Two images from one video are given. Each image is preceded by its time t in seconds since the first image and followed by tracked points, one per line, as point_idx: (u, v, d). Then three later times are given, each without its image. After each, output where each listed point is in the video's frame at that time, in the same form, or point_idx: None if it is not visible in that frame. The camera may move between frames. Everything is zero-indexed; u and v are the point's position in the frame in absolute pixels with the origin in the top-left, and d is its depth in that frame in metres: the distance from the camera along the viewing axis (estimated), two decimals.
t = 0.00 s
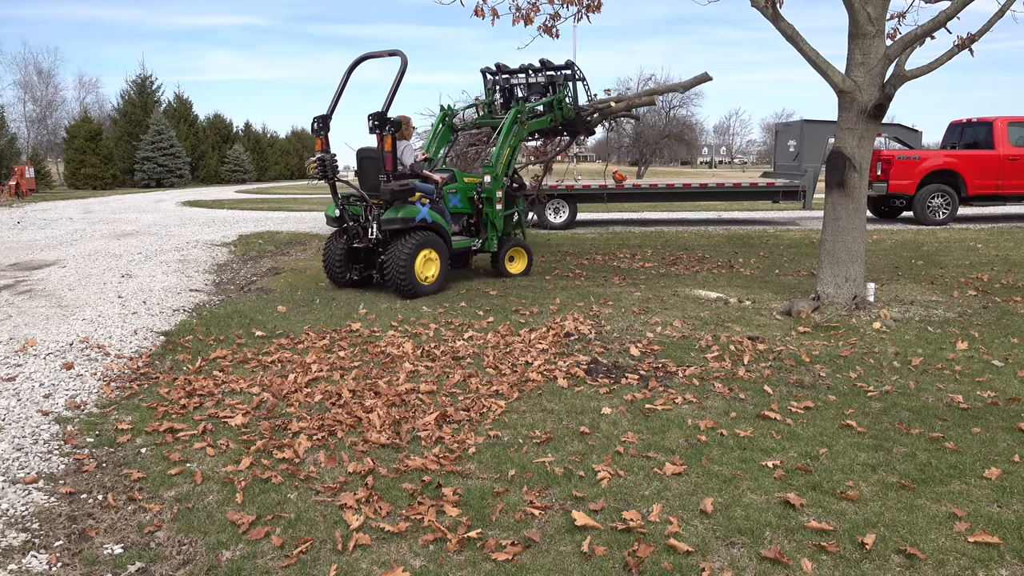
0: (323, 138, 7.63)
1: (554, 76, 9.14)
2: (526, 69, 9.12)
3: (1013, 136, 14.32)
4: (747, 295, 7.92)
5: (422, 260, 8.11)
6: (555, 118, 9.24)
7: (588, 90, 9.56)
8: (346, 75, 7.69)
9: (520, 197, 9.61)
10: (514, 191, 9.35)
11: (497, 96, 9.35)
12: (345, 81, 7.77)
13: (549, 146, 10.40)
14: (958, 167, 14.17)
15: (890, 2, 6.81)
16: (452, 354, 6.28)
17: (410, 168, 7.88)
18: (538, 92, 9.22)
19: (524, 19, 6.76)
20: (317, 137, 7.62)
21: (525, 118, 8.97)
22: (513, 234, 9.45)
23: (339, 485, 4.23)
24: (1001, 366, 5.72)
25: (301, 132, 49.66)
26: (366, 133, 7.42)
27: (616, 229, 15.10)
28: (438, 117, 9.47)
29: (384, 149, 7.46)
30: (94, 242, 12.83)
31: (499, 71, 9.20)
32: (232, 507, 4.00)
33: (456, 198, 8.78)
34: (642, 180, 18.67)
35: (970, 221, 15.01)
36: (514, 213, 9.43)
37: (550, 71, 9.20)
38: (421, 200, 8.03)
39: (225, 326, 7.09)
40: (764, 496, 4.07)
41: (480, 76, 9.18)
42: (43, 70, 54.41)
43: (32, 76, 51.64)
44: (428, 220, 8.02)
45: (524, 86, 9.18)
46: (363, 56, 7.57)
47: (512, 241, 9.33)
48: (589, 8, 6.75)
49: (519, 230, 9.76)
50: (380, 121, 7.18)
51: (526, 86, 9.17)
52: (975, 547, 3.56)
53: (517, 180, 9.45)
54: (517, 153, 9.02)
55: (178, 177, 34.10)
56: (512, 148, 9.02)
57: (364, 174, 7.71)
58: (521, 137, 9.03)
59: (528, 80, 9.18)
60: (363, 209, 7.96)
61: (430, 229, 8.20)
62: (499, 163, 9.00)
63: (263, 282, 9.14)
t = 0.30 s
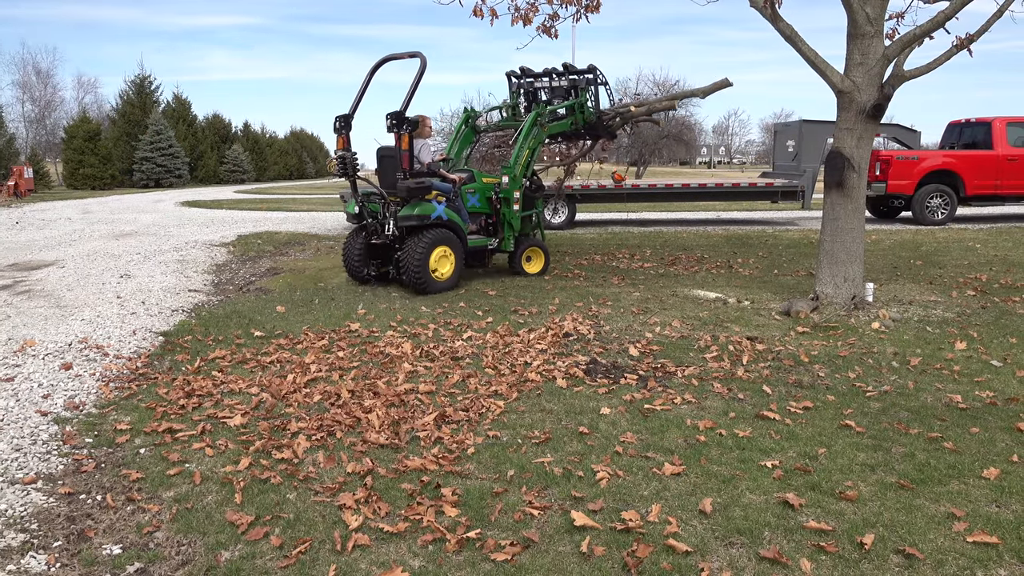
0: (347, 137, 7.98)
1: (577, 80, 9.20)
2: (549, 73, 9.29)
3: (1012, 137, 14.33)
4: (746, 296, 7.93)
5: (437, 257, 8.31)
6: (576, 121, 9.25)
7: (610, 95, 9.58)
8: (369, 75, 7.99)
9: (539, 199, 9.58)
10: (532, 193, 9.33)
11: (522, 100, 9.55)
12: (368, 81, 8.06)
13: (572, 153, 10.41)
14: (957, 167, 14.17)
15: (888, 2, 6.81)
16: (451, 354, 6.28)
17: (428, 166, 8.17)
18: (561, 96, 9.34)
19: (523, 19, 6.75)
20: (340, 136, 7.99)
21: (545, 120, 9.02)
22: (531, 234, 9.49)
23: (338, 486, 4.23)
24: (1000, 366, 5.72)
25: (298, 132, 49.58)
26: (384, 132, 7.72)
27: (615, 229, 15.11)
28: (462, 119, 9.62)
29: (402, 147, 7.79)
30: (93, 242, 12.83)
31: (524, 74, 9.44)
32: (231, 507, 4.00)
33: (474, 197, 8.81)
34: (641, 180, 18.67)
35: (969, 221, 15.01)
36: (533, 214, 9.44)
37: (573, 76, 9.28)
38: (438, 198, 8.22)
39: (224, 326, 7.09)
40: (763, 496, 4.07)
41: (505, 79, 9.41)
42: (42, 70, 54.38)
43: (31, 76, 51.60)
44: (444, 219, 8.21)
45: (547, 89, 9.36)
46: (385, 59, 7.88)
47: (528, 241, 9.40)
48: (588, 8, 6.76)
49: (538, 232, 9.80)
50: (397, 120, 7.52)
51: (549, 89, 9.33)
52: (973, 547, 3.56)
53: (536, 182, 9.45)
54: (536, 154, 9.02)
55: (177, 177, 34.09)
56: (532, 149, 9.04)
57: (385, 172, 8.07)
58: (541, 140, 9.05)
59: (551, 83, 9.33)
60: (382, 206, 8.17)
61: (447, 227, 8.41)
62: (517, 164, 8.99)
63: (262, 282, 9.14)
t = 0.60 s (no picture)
0: (365, 137, 8.16)
1: (594, 80, 9.22)
2: (568, 74, 9.33)
3: (1009, 137, 14.34)
4: (743, 295, 7.93)
5: (451, 255, 8.49)
6: (592, 122, 9.30)
7: (628, 96, 9.59)
8: (387, 77, 8.12)
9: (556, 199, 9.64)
10: (548, 193, 9.40)
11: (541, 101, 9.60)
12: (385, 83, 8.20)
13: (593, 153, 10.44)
14: (954, 167, 14.19)
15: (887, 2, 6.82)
16: (449, 354, 6.28)
17: (442, 165, 8.39)
18: (579, 97, 9.34)
19: (520, 19, 6.75)
20: (358, 137, 8.14)
21: (561, 120, 9.10)
22: (548, 233, 9.55)
23: (336, 486, 4.23)
24: (997, 365, 5.73)
25: (296, 132, 49.59)
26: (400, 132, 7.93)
27: (612, 229, 15.12)
28: (481, 120, 9.77)
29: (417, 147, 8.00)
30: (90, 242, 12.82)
31: (543, 76, 9.47)
32: (228, 508, 4.00)
33: (491, 196, 8.98)
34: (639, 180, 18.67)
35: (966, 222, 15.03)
36: (549, 213, 9.52)
37: (591, 77, 9.32)
38: (452, 197, 8.42)
39: (222, 327, 7.09)
40: (761, 495, 4.08)
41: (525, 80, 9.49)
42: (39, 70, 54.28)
43: (28, 76, 51.51)
44: (457, 216, 8.39)
45: (565, 90, 9.40)
46: (402, 60, 8.04)
47: (545, 239, 9.44)
48: (585, 8, 6.75)
49: (557, 231, 9.84)
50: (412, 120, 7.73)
51: (568, 90, 9.37)
52: (970, 546, 3.57)
53: (553, 182, 9.52)
54: (551, 155, 9.11)
55: (174, 177, 34.06)
56: (548, 149, 9.12)
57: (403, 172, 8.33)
58: (556, 139, 9.13)
59: (570, 85, 9.38)
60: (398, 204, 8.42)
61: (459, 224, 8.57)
62: (532, 163, 9.10)
63: (259, 282, 9.14)
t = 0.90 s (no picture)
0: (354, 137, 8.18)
1: (582, 81, 9.39)
2: (557, 76, 9.50)
3: (967, 137, 14.63)
4: (711, 294, 8.00)
5: (437, 252, 8.59)
6: (579, 123, 9.42)
7: (615, 97, 9.71)
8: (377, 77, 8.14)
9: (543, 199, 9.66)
10: (535, 192, 9.42)
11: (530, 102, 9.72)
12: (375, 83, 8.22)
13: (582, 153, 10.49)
14: (916, 167, 14.43)
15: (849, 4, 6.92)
16: (418, 355, 6.25)
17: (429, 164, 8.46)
18: (567, 98, 9.55)
19: (489, 19, 6.75)
20: (347, 136, 8.14)
21: (548, 120, 9.18)
22: (535, 231, 9.62)
23: (304, 489, 4.19)
24: (957, 360, 5.85)
25: (263, 133, 49.13)
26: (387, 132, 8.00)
27: (582, 229, 15.17)
28: (470, 120, 9.79)
29: (404, 146, 8.05)
30: (51, 245, 12.55)
31: (532, 77, 9.63)
32: (194, 513, 3.94)
33: (478, 196, 9.03)
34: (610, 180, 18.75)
35: (927, 220, 15.31)
36: (536, 213, 9.54)
37: (579, 78, 9.49)
38: (438, 195, 8.48)
39: (187, 329, 6.99)
40: (729, 492, 4.12)
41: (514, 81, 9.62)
42: None
43: None
44: (443, 215, 8.43)
45: (554, 91, 9.58)
46: (392, 61, 8.13)
47: (531, 238, 9.48)
48: (554, 8, 6.77)
49: (544, 229, 9.89)
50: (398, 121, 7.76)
51: (557, 91, 9.54)
52: (932, 538, 3.64)
53: (540, 182, 9.54)
54: (539, 154, 9.17)
55: (139, 177, 33.52)
56: (535, 149, 9.21)
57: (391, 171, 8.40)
58: (543, 139, 9.20)
59: (559, 86, 9.55)
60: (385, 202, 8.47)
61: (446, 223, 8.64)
62: (518, 164, 9.14)
63: (226, 284, 9.02)
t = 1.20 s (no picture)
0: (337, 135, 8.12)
1: (564, 85, 9.44)
2: (540, 77, 9.53)
3: (918, 138, 14.99)
4: (672, 293, 8.09)
5: (417, 251, 8.68)
6: (560, 125, 9.45)
7: (598, 100, 9.75)
8: (360, 76, 8.11)
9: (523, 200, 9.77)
10: (516, 194, 9.50)
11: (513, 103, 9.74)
12: (358, 82, 8.18)
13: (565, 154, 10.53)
14: (869, 166, 14.75)
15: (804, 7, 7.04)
16: (381, 356, 6.21)
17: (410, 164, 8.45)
18: (550, 100, 9.56)
19: (449, 19, 6.72)
20: (330, 135, 8.09)
21: (530, 123, 9.19)
22: (516, 231, 9.72)
23: (265, 494, 4.14)
24: (910, 355, 6.00)
25: (220, 132, 48.46)
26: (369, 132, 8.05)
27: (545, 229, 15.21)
28: (453, 120, 9.94)
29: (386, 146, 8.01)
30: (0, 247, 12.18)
31: (515, 78, 9.61)
32: (152, 520, 3.86)
33: (459, 196, 9.14)
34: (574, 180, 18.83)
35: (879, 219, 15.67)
36: (517, 213, 9.61)
37: (561, 80, 9.53)
38: (421, 196, 8.50)
39: (144, 333, 6.84)
40: (690, 488, 4.17)
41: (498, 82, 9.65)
42: None
43: None
44: (424, 216, 8.51)
45: (537, 93, 9.61)
46: (375, 61, 8.07)
47: (511, 238, 9.65)
48: (514, 9, 6.77)
49: (525, 229, 10.00)
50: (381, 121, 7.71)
51: (539, 93, 9.57)
52: (887, 530, 3.72)
53: (521, 183, 9.63)
54: (520, 156, 9.23)
55: (92, 178, 32.73)
56: (516, 151, 9.25)
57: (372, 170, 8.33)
58: (524, 142, 9.22)
59: (542, 88, 9.58)
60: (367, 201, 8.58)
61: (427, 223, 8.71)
62: (500, 164, 9.25)
63: (183, 287, 8.85)
